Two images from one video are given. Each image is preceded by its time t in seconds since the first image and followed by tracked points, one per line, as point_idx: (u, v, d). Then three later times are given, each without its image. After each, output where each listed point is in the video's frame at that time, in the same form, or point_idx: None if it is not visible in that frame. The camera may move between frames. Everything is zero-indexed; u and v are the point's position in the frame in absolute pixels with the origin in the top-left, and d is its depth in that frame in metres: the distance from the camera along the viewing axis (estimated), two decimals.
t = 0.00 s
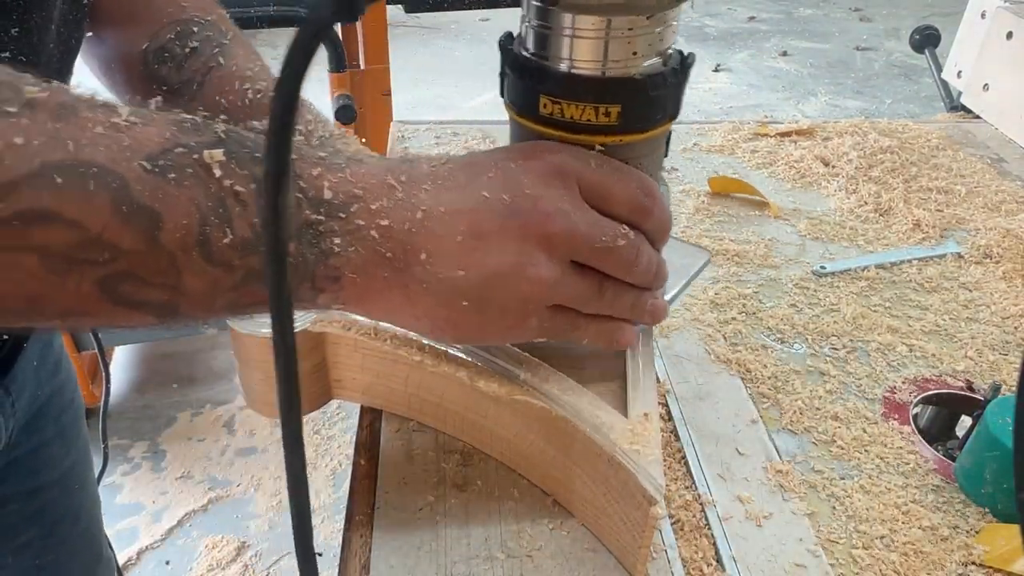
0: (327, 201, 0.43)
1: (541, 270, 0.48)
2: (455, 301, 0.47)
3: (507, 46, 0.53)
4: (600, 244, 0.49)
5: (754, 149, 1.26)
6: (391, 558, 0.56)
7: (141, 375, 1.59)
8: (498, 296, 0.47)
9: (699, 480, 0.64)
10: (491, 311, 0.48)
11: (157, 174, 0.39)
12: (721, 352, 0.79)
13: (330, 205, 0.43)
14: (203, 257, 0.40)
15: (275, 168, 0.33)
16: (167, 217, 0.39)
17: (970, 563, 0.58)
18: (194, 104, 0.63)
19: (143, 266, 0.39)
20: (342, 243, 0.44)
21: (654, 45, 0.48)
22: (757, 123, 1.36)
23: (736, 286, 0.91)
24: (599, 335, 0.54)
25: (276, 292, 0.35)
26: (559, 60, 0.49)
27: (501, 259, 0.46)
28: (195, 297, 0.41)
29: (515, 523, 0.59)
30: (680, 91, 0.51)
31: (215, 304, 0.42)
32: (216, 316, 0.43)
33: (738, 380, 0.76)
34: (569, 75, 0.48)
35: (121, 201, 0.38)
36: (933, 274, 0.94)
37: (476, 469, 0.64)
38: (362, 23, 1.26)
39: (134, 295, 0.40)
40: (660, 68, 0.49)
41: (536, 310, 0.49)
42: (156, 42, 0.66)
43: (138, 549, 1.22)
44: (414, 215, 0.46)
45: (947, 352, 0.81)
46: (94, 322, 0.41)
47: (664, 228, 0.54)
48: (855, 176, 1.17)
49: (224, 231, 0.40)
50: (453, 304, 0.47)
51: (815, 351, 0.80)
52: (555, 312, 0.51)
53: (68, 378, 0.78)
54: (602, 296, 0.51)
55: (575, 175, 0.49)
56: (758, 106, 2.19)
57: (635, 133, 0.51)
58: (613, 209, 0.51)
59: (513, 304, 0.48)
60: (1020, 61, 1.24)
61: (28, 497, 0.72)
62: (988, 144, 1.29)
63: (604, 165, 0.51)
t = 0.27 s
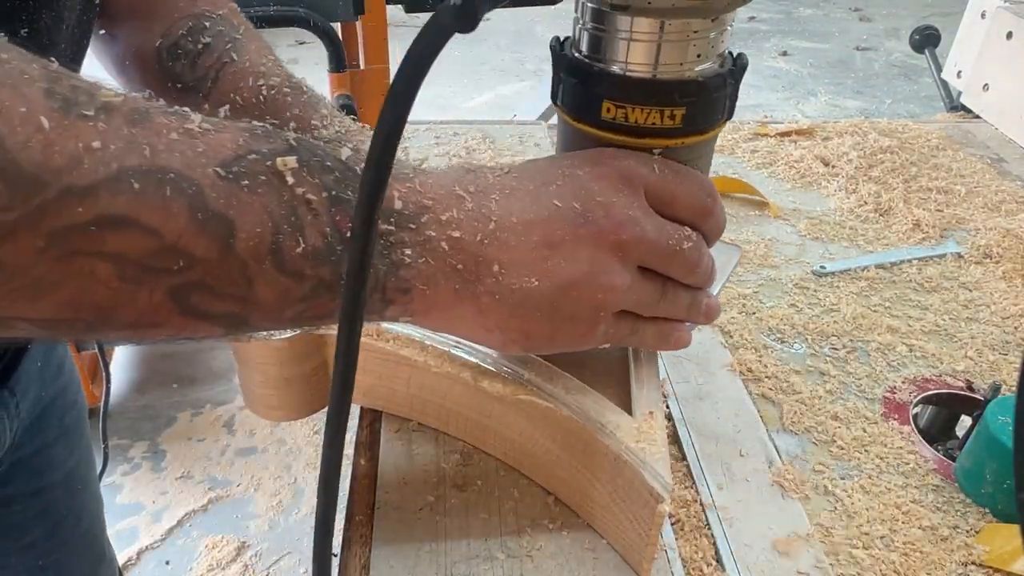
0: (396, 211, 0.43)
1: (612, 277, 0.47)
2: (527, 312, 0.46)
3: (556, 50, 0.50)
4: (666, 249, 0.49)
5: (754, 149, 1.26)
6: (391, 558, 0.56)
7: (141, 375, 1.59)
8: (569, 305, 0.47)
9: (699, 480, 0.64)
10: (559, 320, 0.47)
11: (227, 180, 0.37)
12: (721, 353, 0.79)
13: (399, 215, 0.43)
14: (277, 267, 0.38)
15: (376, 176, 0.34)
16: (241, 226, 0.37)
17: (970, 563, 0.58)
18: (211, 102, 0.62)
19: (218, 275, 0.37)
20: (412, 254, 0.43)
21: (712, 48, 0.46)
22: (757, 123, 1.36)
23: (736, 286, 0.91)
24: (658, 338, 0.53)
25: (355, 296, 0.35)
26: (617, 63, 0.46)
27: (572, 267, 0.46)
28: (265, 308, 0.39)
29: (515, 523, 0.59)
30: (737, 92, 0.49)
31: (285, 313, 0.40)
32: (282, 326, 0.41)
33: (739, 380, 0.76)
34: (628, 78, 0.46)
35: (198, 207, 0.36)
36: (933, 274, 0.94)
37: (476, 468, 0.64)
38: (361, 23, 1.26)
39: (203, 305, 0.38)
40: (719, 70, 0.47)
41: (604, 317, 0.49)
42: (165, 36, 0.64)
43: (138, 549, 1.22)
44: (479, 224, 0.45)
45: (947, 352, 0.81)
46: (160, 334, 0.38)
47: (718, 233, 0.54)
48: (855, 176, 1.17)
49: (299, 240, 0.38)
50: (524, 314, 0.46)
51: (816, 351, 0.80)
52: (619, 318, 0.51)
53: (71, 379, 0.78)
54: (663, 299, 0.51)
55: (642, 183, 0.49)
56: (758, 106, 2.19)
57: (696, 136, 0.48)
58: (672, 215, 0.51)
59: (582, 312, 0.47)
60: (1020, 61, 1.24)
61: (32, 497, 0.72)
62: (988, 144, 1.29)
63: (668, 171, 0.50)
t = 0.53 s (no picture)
0: (367, 210, 0.42)
1: (598, 279, 0.45)
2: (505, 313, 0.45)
3: (531, 57, 0.48)
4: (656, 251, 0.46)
5: (754, 149, 1.26)
6: (391, 558, 0.56)
7: (141, 374, 1.59)
8: (549, 309, 0.45)
9: (699, 480, 0.64)
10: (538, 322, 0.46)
11: (176, 187, 0.39)
12: (722, 353, 0.79)
13: (370, 215, 0.42)
14: (232, 275, 0.40)
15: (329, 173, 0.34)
16: (195, 236, 0.39)
17: (970, 563, 0.58)
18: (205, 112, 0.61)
19: (172, 288, 0.40)
20: (384, 258, 0.42)
21: (690, 57, 0.45)
22: (757, 123, 1.36)
23: (736, 286, 0.91)
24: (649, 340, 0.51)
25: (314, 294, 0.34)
26: (592, 73, 0.45)
27: (554, 270, 0.44)
28: (223, 318, 0.41)
29: (515, 523, 0.59)
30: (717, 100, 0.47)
31: (246, 322, 0.42)
32: (245, 334, 0.42)
33: (739, 380, 0.76)
34: (603, 89, 0.44)
35: (148, 221, 0.38)
36: (933, 274, 0.94)
37: (476, 469, 0.64)
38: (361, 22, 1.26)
39: (162, 319, 0.40)
40: (698, 79, 0.46)
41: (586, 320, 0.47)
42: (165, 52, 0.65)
43: (138, 549, 1.22)
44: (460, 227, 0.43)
45: (947, 352, 0.81)
46: (121, 347, 0.41)
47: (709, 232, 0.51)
48: (855, 177, 1.17)
49: (255, 246, 0.40)
50: (503, 315, 0.45)
51: (816, 352, 0.80)
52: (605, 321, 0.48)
53: (64, 379, 0.77)
54: (652, 303, 0.48)
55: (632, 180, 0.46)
56: (758, 106, 2.19)
57: (675, 145, 0.47)
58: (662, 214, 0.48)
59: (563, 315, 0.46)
60: (1020, 61, 1.24)
61: (25, 497, 0.72)
62: (988, 144, 1.30)
63: (659, 168, 0.47)
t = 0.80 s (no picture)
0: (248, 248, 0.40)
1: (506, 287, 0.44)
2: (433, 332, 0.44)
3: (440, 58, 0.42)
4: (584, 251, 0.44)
5: (754, 149, 1.26)
6: (391, 559, 0.56)
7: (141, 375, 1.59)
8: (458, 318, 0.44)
9: (699, 480, 0.64)
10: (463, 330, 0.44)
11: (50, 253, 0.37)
12: (722, 353, 0.79)
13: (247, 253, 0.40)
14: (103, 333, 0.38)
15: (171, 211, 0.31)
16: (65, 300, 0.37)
17: (970, 563, 0.58)
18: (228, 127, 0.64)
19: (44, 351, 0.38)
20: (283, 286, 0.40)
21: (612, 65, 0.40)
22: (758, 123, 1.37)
23: (736, 286, 0.91)
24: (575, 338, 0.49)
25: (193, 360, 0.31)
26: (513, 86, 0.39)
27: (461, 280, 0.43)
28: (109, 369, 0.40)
29: (516, 523, 0.59)
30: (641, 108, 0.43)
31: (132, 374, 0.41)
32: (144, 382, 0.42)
33: (739, 380, 0.76)
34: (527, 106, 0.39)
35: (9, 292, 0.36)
36: (934, 274, 0.94)
37: (476, 468, 0.64)
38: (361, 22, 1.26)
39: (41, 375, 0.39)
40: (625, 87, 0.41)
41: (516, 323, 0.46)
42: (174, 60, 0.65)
43: (139, 549, 1.23)
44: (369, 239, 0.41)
45: (947, 352, 0.81)
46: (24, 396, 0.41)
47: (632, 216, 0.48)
48: (855, 177, 1.17)
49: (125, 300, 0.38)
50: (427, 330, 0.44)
51: (815, 351, 0.80)
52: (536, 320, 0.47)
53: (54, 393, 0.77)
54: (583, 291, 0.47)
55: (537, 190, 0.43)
56: (759, 105, 2.19)
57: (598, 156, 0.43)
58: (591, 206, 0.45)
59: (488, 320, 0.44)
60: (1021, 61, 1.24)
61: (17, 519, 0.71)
62: (988, 143, 1.29)
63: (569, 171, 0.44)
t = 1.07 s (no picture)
0: (243, 208, 0.43)
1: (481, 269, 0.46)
2: (395, 311, 0.46)
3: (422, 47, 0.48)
4: (543, 243, 0.47)
5: (754, 149, 1.26)
6: (391, 558, 0.56)
7: (141, 375, 1.59)
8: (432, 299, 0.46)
9: (699, 480, 0.64)
10: (428, 309, 0.47)
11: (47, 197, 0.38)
12: (722, 353, 0.79)
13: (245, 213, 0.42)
14: (105, 280, 0.40)
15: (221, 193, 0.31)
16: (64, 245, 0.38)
17: (970, 563, 0.58)
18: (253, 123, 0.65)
19: (41, 296, 0.39)
20: (265, 254, 0.43)
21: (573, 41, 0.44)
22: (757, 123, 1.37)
23: (736, 286, 0.91)
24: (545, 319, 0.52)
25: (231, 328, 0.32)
26: (480, 63, 0.44)
27: (438, 262, 0.45)
28: (101, 319, 0.41)
29: (516, 523, 0.59)
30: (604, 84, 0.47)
31: (124, 325, 0.42)
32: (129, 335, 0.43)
33: (739, 380, 0.76)
34: (491, 79, 0.44)
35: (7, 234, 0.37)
36: (934, 275, 0.94)
37: (477, 469, 0.64)
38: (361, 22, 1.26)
39: (33, 325, 0.40)
40: (583, 64, 0.45)
41: (475, 308, 0.48)
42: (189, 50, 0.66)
43: (139, 548, 1.23)
44: (344, 215, 0.44)
45: (947, 352, 0.81)
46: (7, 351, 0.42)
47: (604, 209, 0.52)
48: (855, 176, 1.17)
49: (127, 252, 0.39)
50: (389, 308, 0.46)
51: (815, 351, 0.80)
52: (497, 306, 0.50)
53: (50, 392, 0.77)
54: (546, 286, 0.50)
55: (513, 173, 0.46)
56: (759, 105, 2.19)
57: (564, 130, 0.47)
58: (553, 202, 0.49)
59: (448, 303, 0.47)
60: (1020, 61, 1.24)
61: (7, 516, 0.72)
62: (988, 143, 1.30)
63: (541, 157, 0.47)
